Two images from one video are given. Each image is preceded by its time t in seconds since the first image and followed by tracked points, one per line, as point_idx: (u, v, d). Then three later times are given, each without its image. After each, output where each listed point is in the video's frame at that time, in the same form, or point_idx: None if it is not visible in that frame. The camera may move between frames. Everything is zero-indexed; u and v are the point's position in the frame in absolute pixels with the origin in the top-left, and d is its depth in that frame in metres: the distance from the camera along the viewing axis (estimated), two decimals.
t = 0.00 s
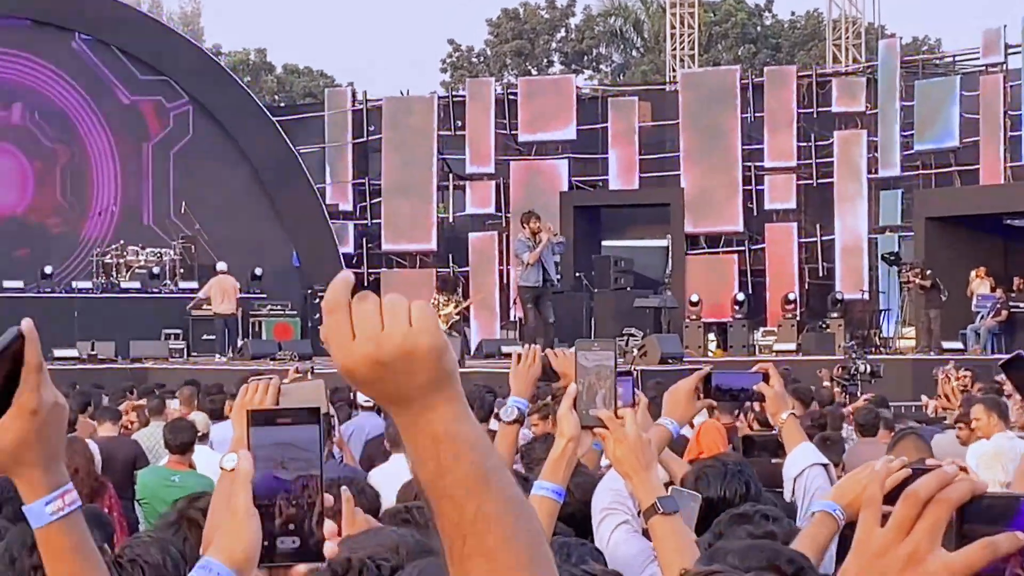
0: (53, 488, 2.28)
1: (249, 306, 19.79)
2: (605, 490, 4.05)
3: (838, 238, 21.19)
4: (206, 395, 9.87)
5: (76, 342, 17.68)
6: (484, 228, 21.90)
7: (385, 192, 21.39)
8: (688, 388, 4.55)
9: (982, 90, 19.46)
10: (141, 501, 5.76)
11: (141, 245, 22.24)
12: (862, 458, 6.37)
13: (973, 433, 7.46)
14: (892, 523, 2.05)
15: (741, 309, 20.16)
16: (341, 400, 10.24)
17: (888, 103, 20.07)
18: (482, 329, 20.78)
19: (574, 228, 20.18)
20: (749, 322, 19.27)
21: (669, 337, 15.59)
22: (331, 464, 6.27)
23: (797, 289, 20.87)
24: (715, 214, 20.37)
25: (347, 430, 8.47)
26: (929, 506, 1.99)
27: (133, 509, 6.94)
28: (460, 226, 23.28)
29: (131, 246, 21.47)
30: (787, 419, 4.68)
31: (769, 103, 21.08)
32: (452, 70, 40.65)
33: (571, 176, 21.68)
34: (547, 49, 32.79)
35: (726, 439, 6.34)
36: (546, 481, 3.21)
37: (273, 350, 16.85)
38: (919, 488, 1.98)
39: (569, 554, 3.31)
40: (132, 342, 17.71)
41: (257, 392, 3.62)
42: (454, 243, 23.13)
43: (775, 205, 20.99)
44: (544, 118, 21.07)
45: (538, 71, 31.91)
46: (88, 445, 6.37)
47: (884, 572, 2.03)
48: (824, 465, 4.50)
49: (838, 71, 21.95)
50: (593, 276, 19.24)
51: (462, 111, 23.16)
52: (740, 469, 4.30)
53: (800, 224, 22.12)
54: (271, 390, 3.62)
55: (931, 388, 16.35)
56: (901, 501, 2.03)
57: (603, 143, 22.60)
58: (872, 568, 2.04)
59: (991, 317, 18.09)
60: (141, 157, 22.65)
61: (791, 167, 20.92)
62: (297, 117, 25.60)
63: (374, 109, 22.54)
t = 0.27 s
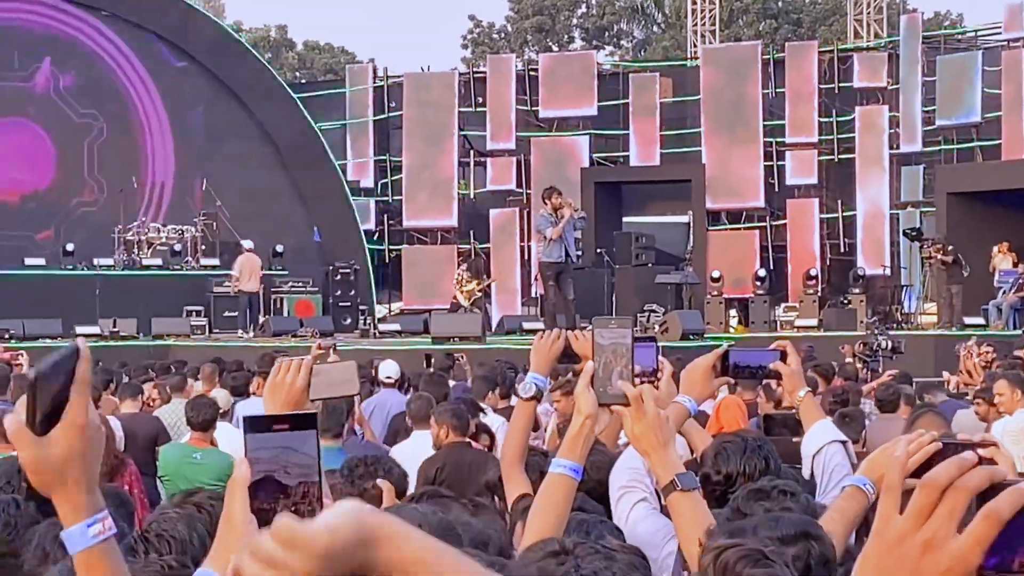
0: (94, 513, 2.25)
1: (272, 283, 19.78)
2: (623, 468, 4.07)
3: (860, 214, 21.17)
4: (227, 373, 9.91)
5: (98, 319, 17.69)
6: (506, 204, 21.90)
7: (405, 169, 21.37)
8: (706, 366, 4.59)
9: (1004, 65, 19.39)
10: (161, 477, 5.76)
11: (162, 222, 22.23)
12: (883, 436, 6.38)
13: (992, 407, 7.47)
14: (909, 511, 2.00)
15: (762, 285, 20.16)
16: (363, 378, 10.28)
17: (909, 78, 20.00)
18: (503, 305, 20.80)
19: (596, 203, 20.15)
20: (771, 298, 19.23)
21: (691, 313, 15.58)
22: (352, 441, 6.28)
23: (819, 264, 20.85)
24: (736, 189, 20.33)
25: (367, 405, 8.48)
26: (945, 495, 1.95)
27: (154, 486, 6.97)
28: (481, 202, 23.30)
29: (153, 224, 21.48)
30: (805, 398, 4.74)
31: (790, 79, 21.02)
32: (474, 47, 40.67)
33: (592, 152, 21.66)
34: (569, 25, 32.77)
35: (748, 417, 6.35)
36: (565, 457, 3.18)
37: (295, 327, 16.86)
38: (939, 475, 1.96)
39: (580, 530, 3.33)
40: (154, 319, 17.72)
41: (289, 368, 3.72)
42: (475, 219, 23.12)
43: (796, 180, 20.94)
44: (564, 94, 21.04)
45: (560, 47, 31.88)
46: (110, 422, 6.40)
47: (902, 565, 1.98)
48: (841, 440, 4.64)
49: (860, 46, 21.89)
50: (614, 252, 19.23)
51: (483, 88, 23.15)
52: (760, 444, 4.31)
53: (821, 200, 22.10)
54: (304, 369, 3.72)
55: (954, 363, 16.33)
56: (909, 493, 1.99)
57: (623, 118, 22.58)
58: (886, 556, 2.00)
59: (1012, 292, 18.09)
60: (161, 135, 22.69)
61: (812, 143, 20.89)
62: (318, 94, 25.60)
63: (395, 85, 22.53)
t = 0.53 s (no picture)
0: (100, 542, 2.25)
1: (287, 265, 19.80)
2: (634, 455, 4.25)
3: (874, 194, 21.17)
4: (241, 354, 9.93)
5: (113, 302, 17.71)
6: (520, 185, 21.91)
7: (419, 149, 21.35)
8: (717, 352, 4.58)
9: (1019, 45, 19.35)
10: (176, 459, 5.80)
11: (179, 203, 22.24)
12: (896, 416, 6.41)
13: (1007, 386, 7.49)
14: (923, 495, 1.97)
15: (777, 265, 20.16)
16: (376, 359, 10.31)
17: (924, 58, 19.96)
18: (518, 287, 20.81)
19: (610, 184, 20.15)
20: (785, 279, 19.23)
21: (706, 294, 15.60)
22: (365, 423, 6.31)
23: (833, 244, 20.85)
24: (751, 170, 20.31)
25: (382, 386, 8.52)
26: (963, 478, 1.69)
27: (170, 466, 6.99)
28: (495, 183, 23.32)
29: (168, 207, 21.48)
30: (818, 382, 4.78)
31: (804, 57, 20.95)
32: (486, 28, 40.67)
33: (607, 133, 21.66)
34: (583, 6, 32.76)
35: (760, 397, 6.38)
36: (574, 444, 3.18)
37: (309, 309, 16.88)
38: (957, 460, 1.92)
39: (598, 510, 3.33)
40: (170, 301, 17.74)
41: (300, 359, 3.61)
42: (489, 201, 23.14)
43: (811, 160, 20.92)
44: (578, 75, 21.02)
45: (573, 28, 31.89)
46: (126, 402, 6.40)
47: (913, 548, 1.73)
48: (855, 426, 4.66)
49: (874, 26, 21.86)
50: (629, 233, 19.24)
51: (497, 69, 23.15)
52: (772, 425, 4.36)
53: (835, 180, 22.10)
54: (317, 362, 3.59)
55: (969, 344, 16.35)
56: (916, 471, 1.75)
57: (638, 99, 22.58)
58: (899, 538, 1.75)
59: None
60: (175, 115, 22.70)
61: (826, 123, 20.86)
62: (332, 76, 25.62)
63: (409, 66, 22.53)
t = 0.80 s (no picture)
0: None
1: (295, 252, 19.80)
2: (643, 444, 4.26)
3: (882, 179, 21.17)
4: (245, 341, 9.93)
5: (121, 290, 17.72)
6: (528, 172, 21.92)
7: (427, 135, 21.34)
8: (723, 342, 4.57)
9: None
10: (184, 447, 5.80)
11: (190, 191, 22.20)
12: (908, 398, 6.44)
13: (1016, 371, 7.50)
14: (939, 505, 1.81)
15: (784, 251, 20.15)
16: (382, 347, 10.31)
17: (933, 42, 19.93)
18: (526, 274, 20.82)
19: (617, 170, 20.14)
20: (793, 265, 19.23)
21: (714, 281, 15.61)
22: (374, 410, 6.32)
23: (841, 230, 20.84)
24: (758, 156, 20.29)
25: (390, 373, 8.53)
26: (985, 490, 1.47)
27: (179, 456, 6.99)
28: (502, 169, 23.31)
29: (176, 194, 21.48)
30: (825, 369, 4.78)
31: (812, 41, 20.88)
32: (493, 14, 40.70)
33: (614, 119, 21.65)
34: None
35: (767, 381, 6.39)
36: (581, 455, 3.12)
37: (317, 296, 16.89)
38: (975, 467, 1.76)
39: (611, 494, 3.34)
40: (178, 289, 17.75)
41: (304, 342, 3.42)
42: (497, 188, 23.15)
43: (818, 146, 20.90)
44: (586, 61, 21.00)
45: (581, 14, 31.90)
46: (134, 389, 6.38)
47: (936, 558, 1.53)
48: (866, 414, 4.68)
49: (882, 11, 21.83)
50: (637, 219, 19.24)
51: (504, 56, 23.15)
52: (780, 411, 4.39)
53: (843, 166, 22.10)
54: (320, 343, 3.40)
55: (977, 329, 16.36)
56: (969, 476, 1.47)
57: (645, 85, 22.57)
58: (918, 552, 1.54)
59: None
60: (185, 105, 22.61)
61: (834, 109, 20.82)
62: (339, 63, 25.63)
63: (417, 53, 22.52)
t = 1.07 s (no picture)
0: None
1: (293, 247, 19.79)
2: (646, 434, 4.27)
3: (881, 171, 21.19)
4: (244, 335, 9.94)
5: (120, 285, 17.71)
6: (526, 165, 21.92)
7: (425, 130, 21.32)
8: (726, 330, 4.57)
9: None
10: (187, 443, 5.80)
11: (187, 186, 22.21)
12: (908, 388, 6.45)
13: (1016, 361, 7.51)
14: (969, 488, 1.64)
15: (783, 243, 20.17)
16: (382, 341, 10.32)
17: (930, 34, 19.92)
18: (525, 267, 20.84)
19: (615, 163, 20.14)
20: (792, 257, 19.23)
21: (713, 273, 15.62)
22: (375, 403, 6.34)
23: (840, 222, 20.85)
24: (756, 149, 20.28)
25: (390, 367, 8.54)
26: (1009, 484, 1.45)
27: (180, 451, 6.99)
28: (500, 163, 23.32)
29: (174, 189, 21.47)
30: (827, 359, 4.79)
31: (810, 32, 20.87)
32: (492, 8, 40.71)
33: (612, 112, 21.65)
34: None
35: (768, 371, 6.41)
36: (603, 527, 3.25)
37: (316, 290, 16.88)
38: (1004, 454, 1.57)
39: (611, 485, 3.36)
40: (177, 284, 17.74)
41: (300, 338, 3.56)
42: (495, 181, 23.16)
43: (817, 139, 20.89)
44: (584, 54, 20.99)
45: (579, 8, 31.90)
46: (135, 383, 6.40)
47: (957, 555, 1.50)
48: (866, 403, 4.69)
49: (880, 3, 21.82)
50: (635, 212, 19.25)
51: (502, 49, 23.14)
52: (781, 402, 4.43)
53: (841, 158, 22.12)
54: (317, 338, 3.55)
55: (976, 320, 16.38)
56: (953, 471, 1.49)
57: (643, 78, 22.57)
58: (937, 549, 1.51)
59: None
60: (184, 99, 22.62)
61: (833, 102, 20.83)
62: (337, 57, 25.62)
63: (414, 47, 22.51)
